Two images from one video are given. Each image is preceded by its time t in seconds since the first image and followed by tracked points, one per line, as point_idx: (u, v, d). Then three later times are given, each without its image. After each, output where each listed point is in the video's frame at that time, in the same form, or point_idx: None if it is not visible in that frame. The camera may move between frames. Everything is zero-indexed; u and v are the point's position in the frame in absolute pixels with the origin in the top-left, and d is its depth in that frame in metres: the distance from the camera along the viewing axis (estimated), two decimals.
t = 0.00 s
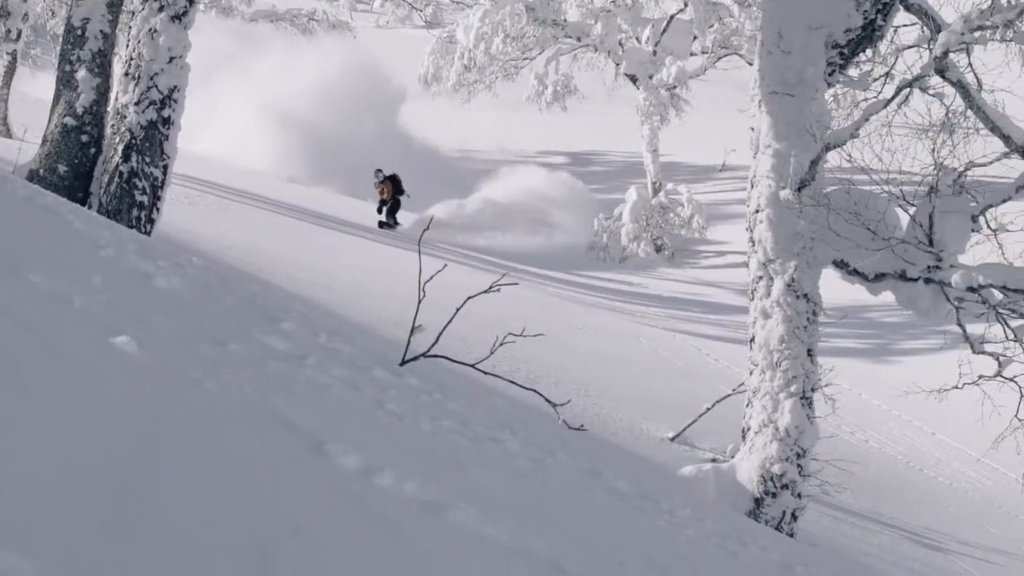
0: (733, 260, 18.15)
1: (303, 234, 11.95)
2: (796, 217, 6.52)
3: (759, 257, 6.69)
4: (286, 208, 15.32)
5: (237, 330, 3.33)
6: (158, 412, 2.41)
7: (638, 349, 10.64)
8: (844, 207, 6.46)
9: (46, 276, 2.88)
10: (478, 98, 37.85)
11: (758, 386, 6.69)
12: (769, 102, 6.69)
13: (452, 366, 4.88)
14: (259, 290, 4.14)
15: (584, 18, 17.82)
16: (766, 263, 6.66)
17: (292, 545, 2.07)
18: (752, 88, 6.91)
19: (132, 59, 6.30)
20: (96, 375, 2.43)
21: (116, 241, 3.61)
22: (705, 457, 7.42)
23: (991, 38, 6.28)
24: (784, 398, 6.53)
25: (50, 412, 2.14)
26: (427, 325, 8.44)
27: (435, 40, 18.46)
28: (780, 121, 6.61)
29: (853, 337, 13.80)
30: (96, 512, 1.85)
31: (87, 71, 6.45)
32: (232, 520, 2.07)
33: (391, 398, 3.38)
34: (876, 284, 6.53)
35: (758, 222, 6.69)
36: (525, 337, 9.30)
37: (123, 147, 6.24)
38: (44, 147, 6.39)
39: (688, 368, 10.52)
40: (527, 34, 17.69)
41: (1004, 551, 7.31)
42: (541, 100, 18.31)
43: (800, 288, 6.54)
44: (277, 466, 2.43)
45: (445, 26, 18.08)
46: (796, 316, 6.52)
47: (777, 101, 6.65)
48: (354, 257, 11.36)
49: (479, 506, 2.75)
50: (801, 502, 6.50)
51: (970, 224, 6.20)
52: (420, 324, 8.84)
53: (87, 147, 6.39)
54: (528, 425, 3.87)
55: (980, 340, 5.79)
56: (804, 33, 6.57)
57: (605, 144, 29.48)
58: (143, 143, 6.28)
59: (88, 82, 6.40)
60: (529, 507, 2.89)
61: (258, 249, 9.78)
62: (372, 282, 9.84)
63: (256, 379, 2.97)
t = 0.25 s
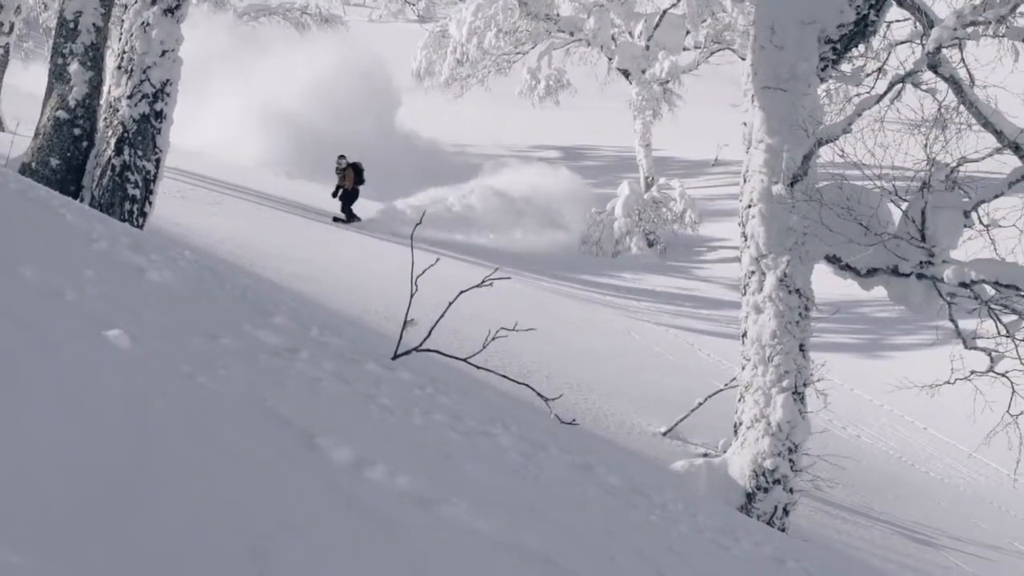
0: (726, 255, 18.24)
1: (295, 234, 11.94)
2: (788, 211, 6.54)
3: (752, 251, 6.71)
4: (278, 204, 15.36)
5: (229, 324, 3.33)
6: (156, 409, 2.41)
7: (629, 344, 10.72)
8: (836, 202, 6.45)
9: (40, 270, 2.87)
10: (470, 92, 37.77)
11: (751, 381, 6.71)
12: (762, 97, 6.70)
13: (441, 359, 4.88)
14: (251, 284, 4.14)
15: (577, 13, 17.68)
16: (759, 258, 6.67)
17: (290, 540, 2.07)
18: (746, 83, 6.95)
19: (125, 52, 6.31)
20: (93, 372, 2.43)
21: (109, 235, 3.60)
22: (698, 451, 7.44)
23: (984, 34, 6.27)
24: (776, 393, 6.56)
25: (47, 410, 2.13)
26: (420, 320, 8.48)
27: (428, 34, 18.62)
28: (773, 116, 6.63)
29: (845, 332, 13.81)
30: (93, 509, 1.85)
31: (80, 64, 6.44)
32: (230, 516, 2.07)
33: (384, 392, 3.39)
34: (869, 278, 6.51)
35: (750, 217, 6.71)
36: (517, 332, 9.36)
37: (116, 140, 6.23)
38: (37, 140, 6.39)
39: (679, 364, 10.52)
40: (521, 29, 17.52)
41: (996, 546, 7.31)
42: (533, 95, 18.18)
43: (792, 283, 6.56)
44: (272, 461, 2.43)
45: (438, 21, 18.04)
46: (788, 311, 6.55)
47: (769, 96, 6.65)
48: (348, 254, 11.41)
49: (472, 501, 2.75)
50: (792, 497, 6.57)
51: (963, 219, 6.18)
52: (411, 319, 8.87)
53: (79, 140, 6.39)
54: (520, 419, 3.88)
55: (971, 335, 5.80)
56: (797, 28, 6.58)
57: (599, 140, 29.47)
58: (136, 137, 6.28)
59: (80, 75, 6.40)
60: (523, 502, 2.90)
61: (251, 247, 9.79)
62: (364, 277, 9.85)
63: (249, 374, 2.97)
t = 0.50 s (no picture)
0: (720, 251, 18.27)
1: (289, 235, 11.96)
2: (782, 210, 6.54)
3: (747, 250, 6.71)
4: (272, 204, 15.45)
5: (224, 321, 3.33)
6: (153, 407, 2.41)
7: (624, 342, 10.76)
8: (831, 200, 6.46)
9: (33, 266, 2.87)
10: (464, 90, 37.79)
11: (745, 378, 6.72)
12: (756, 96, 6.71)
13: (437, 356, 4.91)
14: (245, 282, 4.13)
15: (571, 10, 17.61)
16: (754, 257, 6.67)
17: (287, 537, 2.07)
18: (741, 80, 6.98)
19: (119, 49, 6.30)
20: (89, 369, 2.43)
21: (103, 232, 3.59)
22: (691, 449, 7.42)
23: (978, 32, 6.28)
24: (770, 391, 6.56)
25: (48, 409, 2.14)
26: (413, 317, 8.48)
27: (422, 32, 18.68)
28: (768, 115, 6.64)
29: (840, 330, 13.86)
30: (91, 508, 1.85)
31: (74, 61, 6.42)
32: (228, 513, 2.07)
33: (378, 389, 3.39)
34: (863, 277, 6.56)
35: (744, 215, 6.73)
36: (511, 330, 9.39)
37: (110, 137, 6.24)
38: (30, 137, 6.37)
39: (672, 362, 10.51)
40: (515, 27, 17.54)
41: (989, 544, 7.32)
42: (528, 93, 18.13)
43: (786, 281, 6.56)
44: (268, 459, 2.43)
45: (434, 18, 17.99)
46: (782, 308, 6.56)
47: (764, 95, 6.66)
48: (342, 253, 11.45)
49: (466, 498, 2.75)
50: (787, 495, 6.55)
51: (956, 218, 6.16)
52: (405, 317, 8.88)
53: (73, 138, 6.37)
54: (514, 416, 3.88)
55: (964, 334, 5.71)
56: (791, 26, 6.58)
57: (595, 138, 29.50)
58: (130, 134, 6.28)
59: (74, 72, 6.38)
60: (517, 500, 2.89)
61: (247, 245, 9.80)
62: (358, 276, 9.86)
63: (245, 371, 2.97)
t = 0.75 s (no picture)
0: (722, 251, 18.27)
1: (289, 237, 11.97)
2: (784, 210, 6.53)
3: (749, 250, 6.71)
4: (273, 205, 15.52)
5: (225, 320, 3.33)
6: (155, 408, 2.41)
7: (625, 342, 10.78)
8: (832, 200, 6.46)
9: (35, 266, 2.87)
10: (466, 90, 37.80)
11: (746, 378, 6.72)
12: (757, 95, 6.72)
13: (439, 357, 4.92)
14: (247, 282, 4.13)
15: (573, 10, 17.61)
16: (755, 257, 6.67)
17: (285, 537, 2.07)
18: (744, 80, 6.98)
19: (121, 49, 6.30)
20: (91, 370, 2.43)
21: (106, 232, 3.59)
22: (693, 449, 7.40)
23: (979, 32, 6.29)
24: (771, 391, 6.55)
25: (49, 410, 2.13)
26: (414, 318, 8.48)
27: (424, 32, 18.69)
28: (769, 114, 6.65)
29: (841, 330, 13.86)
30: (89, 508, 1.85)
31: (76, 61, 6.42)
32: (226, 513, 2.06)
33: (380, 390, 3.39)
34: (864, 277, 6.55)
35: (746, 215, 6.73)
36: (513, 330, 9.40)
37: (112, 138, 6.24)
38: (32, 137, 6.38)
39: (673, 362, 10.49)
40: (516, 27, 17.53)
41: (990, 544, 7.30)
42: (529, 93, 18.13)
43: (787, 282, 6.55)
44: (268, 458, 2.43)
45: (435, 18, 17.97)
46: (783, 308, 6.55)
47: (765, 94, 6.67)
48: (344, 254, 11.48)
49: (467, 498, 2.74)
50: (788, 495, 6.54)
51: (958, 218, 6.14)
52: (406, 317, 8.88)
53: (75, 138, 6.38)
54: (516, 417, 3.88)
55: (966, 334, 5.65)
56: (793, 25, 6.58)
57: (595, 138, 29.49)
58: (132, 134, 6.28)
59: (76, 72, 6.38)
60: (518, 501, 2.88)
61: (248, 246, 9.81)
62: (359, 276, 9.86)
63: (245, 370, 2.97)
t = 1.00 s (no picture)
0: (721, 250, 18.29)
1: (288, 236, 12.00)
2: (784, 210, 6.57)
3: (748, 249, 6.75)
4: (273, 205, 15.57)
5: (224, 319, 3.34)
6: (154, 406, 2.41)
7: (625, 341, 10.82)
8: (832, 200, 6.47)
9: (35, 265, 2.88)
10: (465, 89, 37.84)
11: (745, 378, 6.74)
12: (757, 95, 6.73)
13: (440, 356, 4.93)
14: (247, 281, 4.14)
15: (572, 9, 17.61)
16: (755, 256, 6.70)
17: (284, 536, 2.07)
18: (743, 80, 7.00)
19: (120, 49, 6.29)
20: (91, 369, 2.43)
21: (105, 231, 3.59)
22: (692, 448, 7.41)
23: (978, 32, 6.28)
24: (771, 390, 6.57)
25: (47, 409, 2.13)
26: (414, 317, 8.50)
27: (423, 31, 18.70)
28: (768, 114, 6.66)
29: (840, 330, 13.91)
30: (88, 507, 1.85)
31: (74, 60, 6.41)
32: (224, 512, 2.06)
33: (379, 389, 3.39)
34: (863, 276, 6.56)
35: (745, 215, 6.76)
36: (512, 329, 9.43)
37: (111, 137, 6.24)
38: (31, 136, 6.38)
39: (671, 362, 10.50)
40: (515, 26, 17.53)
41: (989, 544, 7.29)
42: (528, 92, 18.12)
43: (787, 281, 6.58)
44: (268, 457, 2.43)
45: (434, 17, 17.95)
46: (783, 308, 6.57)
47: (764, 94, 6.68)
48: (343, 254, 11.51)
49: (465, 498, 2.74)
50: (787, 494, 6.59)
51: (957, 217, 6.11)
52: (406, 317, 8.90)
53: (74, 137, 6.38)
54: (515, 416, 3.88)
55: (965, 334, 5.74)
56: (792, 25, 6.57)
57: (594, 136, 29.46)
58: (131, 133, 6.29)
59: (75, 72, 6.37)
60: (517, 501, 2.88)
61: (248, 245, 9.84)
62: (359, 275, 9.88)
63: (245, 369, 2.98)
